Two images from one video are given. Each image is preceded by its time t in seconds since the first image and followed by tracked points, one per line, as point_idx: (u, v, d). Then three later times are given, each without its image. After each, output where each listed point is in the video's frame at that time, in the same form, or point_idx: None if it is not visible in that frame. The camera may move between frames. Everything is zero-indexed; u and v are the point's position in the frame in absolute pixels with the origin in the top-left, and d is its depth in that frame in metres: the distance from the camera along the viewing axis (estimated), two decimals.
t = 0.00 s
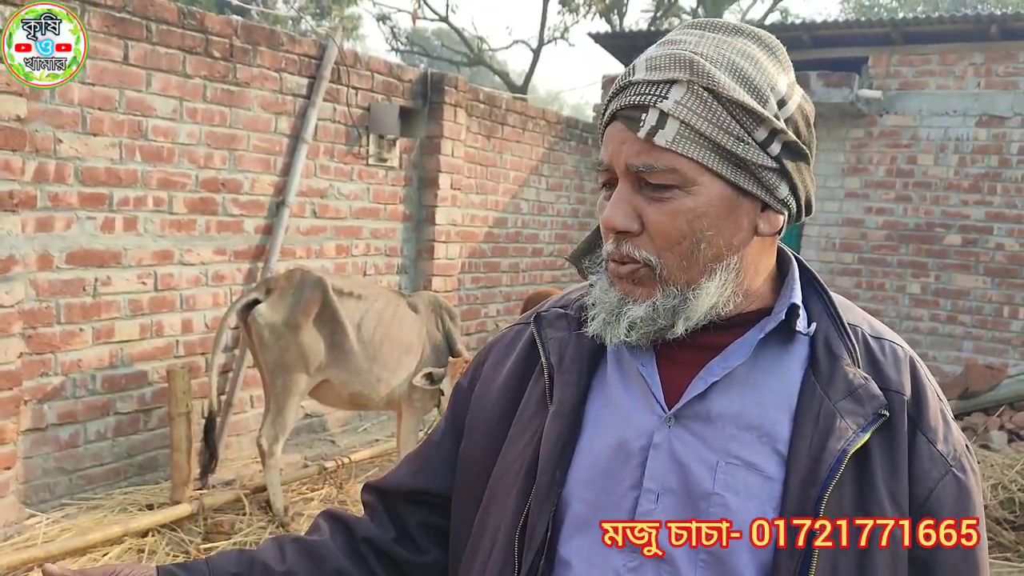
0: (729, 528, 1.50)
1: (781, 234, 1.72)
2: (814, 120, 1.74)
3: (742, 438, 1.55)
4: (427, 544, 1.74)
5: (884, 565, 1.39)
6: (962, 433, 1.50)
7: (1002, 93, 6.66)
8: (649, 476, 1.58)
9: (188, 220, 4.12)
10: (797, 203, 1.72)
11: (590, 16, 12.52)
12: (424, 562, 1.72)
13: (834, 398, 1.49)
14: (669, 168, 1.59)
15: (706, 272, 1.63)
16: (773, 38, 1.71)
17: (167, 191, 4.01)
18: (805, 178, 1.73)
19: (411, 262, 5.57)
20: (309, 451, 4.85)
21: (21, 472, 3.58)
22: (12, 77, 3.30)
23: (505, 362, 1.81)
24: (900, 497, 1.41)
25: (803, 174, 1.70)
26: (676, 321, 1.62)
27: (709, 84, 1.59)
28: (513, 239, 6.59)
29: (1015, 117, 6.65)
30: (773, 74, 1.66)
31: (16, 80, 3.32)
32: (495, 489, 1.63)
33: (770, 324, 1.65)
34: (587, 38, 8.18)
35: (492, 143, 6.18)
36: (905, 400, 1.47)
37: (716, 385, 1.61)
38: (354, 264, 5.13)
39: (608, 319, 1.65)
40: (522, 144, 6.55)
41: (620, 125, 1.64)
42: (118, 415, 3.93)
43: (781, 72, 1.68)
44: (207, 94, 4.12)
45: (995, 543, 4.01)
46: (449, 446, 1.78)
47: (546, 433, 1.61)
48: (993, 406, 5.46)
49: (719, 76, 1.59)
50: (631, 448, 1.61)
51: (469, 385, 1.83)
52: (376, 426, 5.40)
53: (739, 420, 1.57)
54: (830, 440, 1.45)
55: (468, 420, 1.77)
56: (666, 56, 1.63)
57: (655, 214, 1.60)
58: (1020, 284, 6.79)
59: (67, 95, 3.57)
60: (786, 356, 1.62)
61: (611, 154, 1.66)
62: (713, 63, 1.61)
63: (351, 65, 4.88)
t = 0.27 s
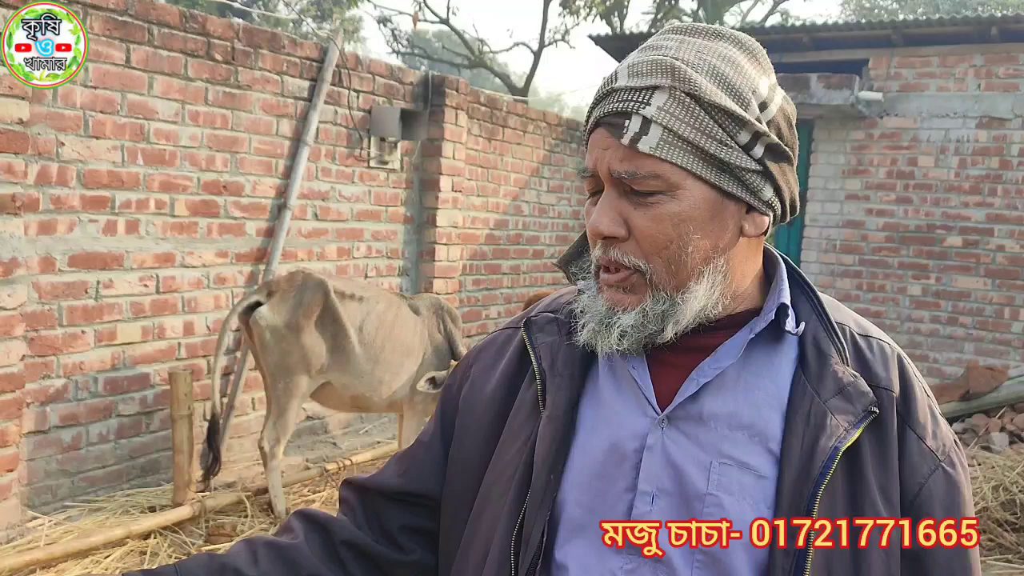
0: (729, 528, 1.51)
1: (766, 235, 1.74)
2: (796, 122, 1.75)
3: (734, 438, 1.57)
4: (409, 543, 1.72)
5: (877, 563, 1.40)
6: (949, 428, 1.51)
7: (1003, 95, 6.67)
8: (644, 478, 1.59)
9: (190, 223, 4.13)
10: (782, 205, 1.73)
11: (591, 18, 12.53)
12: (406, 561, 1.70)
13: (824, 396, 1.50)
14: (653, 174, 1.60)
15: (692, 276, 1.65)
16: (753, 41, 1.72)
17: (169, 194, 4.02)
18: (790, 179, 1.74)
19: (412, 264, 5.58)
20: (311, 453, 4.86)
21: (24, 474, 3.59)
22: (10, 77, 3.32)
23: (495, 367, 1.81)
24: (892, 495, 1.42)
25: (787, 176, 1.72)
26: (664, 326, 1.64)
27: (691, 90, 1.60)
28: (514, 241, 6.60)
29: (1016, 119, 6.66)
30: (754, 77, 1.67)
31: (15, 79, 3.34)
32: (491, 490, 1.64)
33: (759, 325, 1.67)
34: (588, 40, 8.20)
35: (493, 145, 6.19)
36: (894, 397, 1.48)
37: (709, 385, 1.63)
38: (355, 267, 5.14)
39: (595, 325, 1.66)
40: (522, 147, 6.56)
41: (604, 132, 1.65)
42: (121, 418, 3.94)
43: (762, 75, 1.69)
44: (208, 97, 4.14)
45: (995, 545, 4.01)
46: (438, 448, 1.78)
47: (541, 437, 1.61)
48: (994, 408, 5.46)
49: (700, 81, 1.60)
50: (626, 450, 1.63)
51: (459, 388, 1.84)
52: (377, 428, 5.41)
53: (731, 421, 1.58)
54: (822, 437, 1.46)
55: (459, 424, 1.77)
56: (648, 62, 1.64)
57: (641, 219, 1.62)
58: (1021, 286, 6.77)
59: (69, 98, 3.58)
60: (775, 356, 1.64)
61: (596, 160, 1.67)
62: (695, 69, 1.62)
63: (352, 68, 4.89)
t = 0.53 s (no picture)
0: (729, 528, 1.51)
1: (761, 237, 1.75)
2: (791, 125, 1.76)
3: (728, 438, 1.57)
4: (387, 535, 1.72)
5: (871, 563, 1.42)
6: (940, 430, 1.54)
7: (1003, 97, 6.68)
8: (638, 477, 1.59)
9: (191, 225, 4.14)
10: (777, 206, 1.74)
11: (591, 20, 12.54)
12: (384, 552, 1.69)
13: (817, 395, 1.51)
14: (653, 172, 1.61)
15: (690, 274, 1.65)
16: (749, 44, 1.73)
17: (170, 196, 4.02)
18: (785, 181, 1.75)
19: (413, 266, 5.58)
20: (311, 455, 4.86)
21: (26, 477, 3.59)
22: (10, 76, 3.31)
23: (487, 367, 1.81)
24: (886, 494, 1.45)
25: (783, 178, 1.73)
26: (662, 323, 1.64)
27: (690, 89, 1.60)
28: (515, 243, 6.60)
29: (1016, 121, 6.67)
30: (752, 79, 1.68)
31: (15, 79, 3.33)
32: (485, 489, 1.64)
33: (752, 324, 1.67)
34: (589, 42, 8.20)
35: (494, 147, 6.20)
36: (886, 397, 1.50)
37: (703, 386, 1.63)
38: (356, 269, 5.14)
39: (594, 323, 1.66)
40: (523, 149, 6.57)
41: (603, 131, 1.65)
42: (122, 420, 3.95)
43: (759, 79, 1.70)
44: (209, 100, 4.14)
45: (995, 547, 4.01)
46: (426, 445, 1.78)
47: (536, 437, 1.62)
48: (994, 409, 5.46)
49: (700, 81, 1.61)
50: (620, 449, 1.63)
51: (449, 387, 1.83)
52: (378, 430, 5.41)
53: (726, 420, 1.59)
54: (815, 436, 1.47)
55: (449, 423, 1.77)
56: (647, 62, 1.65)
57: (641, 216, 1.62)
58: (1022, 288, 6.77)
59: (71, 100, 3.58)
60: (768, 357, 1.65)
61: (595, 159, 1.67)
62: (694, 69, 1.62)
63: (353, 71, 4.90)
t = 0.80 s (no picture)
0: (730, 527, 1.51)
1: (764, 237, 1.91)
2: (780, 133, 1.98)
3: (721, 437, 1.58)
4: (384, 541, 1.71)
5: (864, 562, 1.42)
6: (932, 430, 1.53)
7: (1003, 98, 6.67)
8: (630, 476, 1.59)
9: (191, 227, 4.14)
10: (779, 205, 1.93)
11: (591, 22, 12.53)
12: (380, 559, 1.68)
13: (808, 392, 1.53)
14: (714, 162, 1.68)
15: (727, 266, 1.72)
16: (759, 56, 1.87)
17: (170, 198, 4.02)
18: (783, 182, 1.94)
19: (413, 268, 5.59)
20: (311, 457, 4.86)
21: (26, 478, 3.58)
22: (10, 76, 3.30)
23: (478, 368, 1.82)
24: (876, 492, 1.45)
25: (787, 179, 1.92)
26: (702, 312, 1.69)
27: (744, 87, 1.72)
28: (515, 244, 6.60)
29: (1016, 122, 6.66)
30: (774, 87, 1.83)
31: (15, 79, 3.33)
32: (477, 491, 1.64)
33: (739, 322, 1.73)
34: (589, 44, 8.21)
35: (493, 149, 6.20)
36: (877, 394, 1.51)
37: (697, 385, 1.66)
38: (356, 270, 5.14)
39: (641, 310, 1.68)
40: (523, 150, 6.57)
41: (660, 116, 1.68)
42: (122, 422, 3.95)
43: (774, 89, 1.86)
44: (209, 101, 4.14)
45: (996, 548, 4.00)
46: (419, 450, 1.78)
47: (526, 436, 1.62)
48: (994, 411, 5.45)
49: (752, 80, 1.73)
50: (612, 447, 1.63)
51: (442, 389, 1.83)
52: (377, 432, 5.41)
53: (719, 419, 1.60)
54: (807, 432, 1.48)
55: (442, 423, 1.77)
56: (698, 55, 1.72)
57: (699, 205, 1.67)
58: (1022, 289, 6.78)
59: (71, 102, 3.59)
60: (761, 357, 1.67)
61: (645, 145, 1.69)
62: (744, 68, 1.74)
63: (353, 72, 4.90)
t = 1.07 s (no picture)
0: (729, 528, 1.51)
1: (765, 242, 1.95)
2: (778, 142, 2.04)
3: (720, 437, 1.58)
4: (385, 543, 1.72)
5: (863, 562, 1.42)
6: (930, 430, 1.55)
7: (1002, 99, 6.67)
8: (629, 476, 1.58)
9: (190, 228, 4.13)
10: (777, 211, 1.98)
11: (590, 23, 12.53)
12: (381, 560, 1.69)
13: (807, 391, 1.53)
14: (733, 158, 1.71)
15: (738, 263, 1.74)
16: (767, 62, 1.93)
17: (169, 199, 4.02)
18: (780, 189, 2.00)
19: (411, 268, 5.58)
20: (310, 458, 4.85)
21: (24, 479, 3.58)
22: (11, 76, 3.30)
23: (474, 367, 1.81)
24: (876, 492, 1.45)
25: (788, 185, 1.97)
26: (713, 307, 1.71)
27: (764, 87, 1.77)
28: (513, 245, 6.59)
29: (1015, 123, 6.66)
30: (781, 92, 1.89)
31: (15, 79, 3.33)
32: (473, 490, 1.63)
33: (736, 316, 1.74)
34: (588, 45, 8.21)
35: (492, 149, 6.20)
36: (876, 394, 1.51)
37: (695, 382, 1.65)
38: (354, 271, 5.14)
39: (655, 303, 1.68)
40: (522, 151, 6.57)
41: (685, 108, 1.70)
42: (120, 423, 3.94)
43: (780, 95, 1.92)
44: (208, 102, 4.13)
45: (995, 550, 4.00)
46: (417, 452, 1.78)
47: (522, 435, 1.61)
48: (993, 412, 5.45)
49: (771, 82, 1.78)
50: (611, 448, 1.62)
51: (438, 390, 1.83)
52: (375, 433, 5.41)
53: (717, 418, 1.60)
54: (807, 432, 1.48)
55: (438, 422, 1.76)
56: (721, 53, 1.76)
57: (716, 198, 1.70)
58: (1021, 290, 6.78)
59: (69, 103, 3.58)
60: (759, 357, 1.67)
61: (667, 136, 1.70)
62: (762, 71, 1.79)
63: (352, 73, 4.90)
